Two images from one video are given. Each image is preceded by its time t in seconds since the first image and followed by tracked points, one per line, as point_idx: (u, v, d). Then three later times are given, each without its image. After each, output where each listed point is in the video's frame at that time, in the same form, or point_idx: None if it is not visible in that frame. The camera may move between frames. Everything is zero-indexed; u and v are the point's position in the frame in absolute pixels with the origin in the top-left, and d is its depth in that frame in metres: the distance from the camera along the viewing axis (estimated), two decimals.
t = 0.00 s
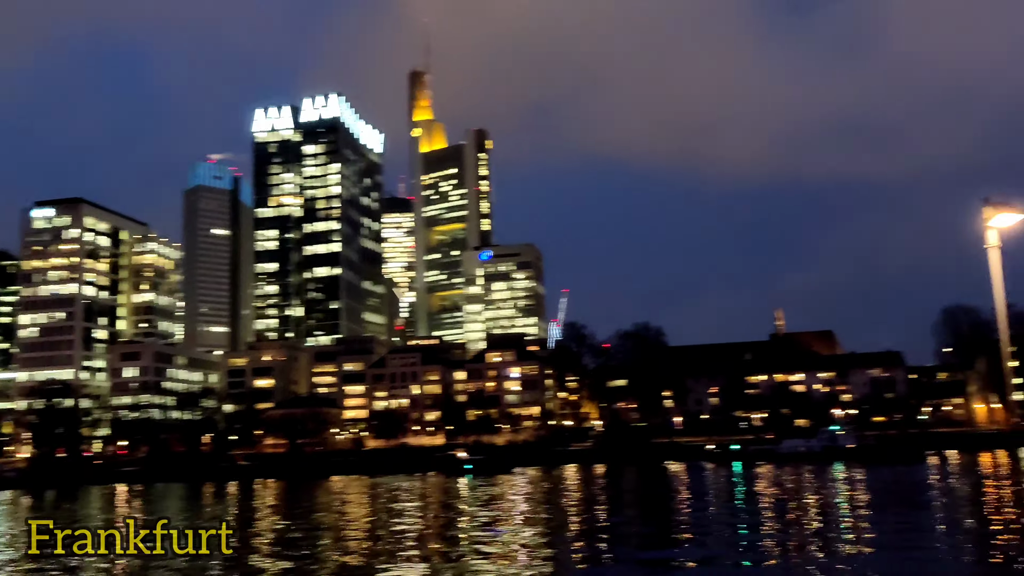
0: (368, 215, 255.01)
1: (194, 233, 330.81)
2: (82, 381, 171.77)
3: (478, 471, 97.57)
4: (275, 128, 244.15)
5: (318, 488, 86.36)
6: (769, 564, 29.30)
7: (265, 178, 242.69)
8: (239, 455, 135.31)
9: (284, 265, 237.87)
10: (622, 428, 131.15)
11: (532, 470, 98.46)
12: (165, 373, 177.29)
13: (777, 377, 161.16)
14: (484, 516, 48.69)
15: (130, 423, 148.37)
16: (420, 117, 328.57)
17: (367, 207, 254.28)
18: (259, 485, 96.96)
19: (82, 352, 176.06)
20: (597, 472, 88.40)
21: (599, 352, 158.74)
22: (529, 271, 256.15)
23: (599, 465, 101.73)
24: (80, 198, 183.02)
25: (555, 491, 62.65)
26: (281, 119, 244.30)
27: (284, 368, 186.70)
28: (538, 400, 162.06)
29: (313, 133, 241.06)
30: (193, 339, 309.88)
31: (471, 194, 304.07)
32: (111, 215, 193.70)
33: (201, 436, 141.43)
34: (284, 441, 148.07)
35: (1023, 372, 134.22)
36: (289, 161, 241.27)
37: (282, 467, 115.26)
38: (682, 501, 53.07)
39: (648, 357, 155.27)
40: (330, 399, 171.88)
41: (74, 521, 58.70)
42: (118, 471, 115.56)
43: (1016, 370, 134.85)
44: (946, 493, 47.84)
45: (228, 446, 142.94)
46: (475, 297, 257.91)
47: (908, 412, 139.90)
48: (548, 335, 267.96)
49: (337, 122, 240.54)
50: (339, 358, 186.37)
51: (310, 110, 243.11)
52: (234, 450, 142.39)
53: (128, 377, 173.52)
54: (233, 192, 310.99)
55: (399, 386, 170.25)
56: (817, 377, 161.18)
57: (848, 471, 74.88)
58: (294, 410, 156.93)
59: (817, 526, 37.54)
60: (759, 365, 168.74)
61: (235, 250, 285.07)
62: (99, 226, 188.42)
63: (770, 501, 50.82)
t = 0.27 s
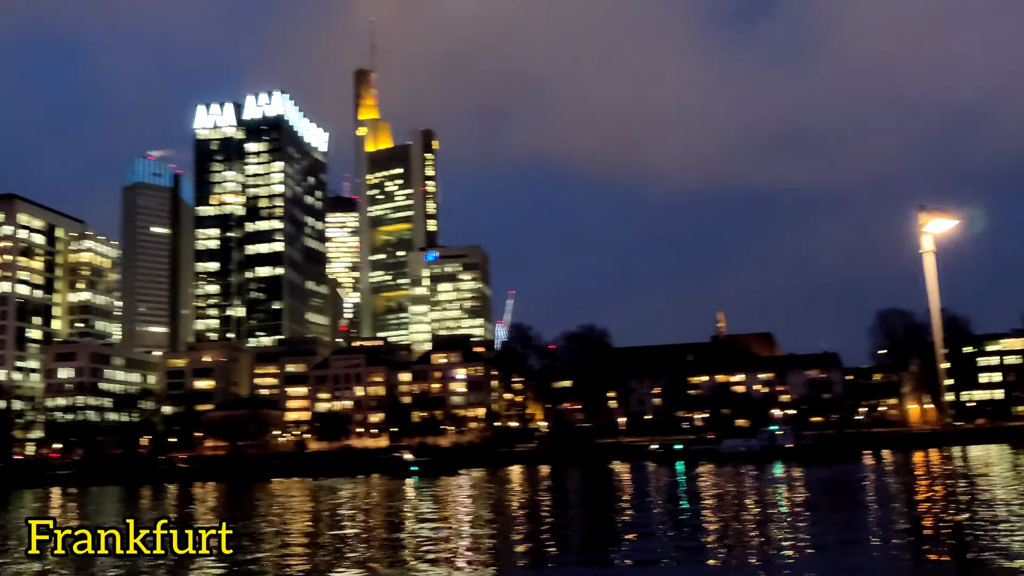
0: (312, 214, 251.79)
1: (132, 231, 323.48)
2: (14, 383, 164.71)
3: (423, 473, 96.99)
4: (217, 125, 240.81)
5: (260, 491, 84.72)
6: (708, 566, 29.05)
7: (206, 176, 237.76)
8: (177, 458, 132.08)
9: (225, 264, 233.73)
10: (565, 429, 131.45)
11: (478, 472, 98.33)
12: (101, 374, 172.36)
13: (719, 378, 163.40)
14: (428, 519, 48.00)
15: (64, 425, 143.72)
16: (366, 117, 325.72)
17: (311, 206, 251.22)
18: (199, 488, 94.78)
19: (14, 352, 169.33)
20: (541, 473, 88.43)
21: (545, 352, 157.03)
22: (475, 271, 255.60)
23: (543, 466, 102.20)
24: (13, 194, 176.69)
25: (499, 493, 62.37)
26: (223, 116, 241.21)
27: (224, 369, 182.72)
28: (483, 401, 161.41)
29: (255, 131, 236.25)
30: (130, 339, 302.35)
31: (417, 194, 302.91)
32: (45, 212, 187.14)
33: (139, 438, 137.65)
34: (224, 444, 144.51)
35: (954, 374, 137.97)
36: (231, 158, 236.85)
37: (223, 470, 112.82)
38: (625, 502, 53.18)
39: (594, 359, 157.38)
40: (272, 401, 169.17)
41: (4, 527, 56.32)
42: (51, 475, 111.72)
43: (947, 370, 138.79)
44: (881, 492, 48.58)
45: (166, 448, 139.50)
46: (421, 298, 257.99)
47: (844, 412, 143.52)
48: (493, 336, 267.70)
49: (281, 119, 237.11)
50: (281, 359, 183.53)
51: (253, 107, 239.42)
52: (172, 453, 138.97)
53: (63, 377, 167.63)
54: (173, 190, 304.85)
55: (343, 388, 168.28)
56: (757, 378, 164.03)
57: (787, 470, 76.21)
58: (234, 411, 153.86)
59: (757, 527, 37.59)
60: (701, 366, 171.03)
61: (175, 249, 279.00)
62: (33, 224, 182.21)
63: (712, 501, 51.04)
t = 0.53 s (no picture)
0: (262, 212, 248.32)
1: (77, 226, 316.27)
2: None
3: (375, 475, 96.37)
4: (165, 120, 235.57)
5: (207, 493, 83.43)
6: (656, 565, 29.56)
7: (154, 172, 232.84)
8: (121, 459, 129.17)
9: (173, 262, 228.35)
10: (517, 429, 131.46)
11: (431, 473, 98.24)
12: (43, 373, 167.90)
13: (669, 380, 165.19)
14: (379, 521, 47.89)
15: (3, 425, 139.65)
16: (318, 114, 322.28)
17: (261, 204, 247.71)
18: (143, 490, 92.94)
19: None
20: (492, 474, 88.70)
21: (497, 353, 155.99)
22: (427, 272, 254.54)
23: (494, 467, 102.56)
24: None
25: (450, 494, 62.37)
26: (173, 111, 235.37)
27: (170, 369, 179.01)
28: (434, 402, 160.05)
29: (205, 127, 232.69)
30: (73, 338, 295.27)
31: (369, 193, 298.52)
32: None
33: (81, 438, 134.31)
34: (170, 444, 141.72)
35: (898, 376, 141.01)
36: (179, 155, 232.47)
37: (169, 471, 110.67)
38: (575, 503, 53.59)
39: (546, 360, 157.24)
40: (219, 401, 166.58)
41: None
42: None
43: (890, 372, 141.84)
44: (826, 493, 49.57)
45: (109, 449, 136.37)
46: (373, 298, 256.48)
47: (790, 413, 146.27)
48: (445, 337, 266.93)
49: (232, 116, 233.33)
50: (229, 358, 180.74)
51: (202, 103, 235.33)
52: (115, 454, 135.92)
53: (3, 377, 162.37)
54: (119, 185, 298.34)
55: (292, 389, 166.18)
56: (706, 379, 165.88)
57: (734, 471, 77.50)
58: (180, 412, 150.95)
59: (703, 528, 38.26)
60: (651, 368, 172.80)
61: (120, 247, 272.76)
62: None
63: (662, 502, 51.63)
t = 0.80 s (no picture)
0: (216, 209, 244.88)
1: (25, 220, 309.56)
2: None
3: (330, 475, 95.79)
4: (119, 114, 230.87)
5: (158, 493, 82.10)
6: (608, 564, 30.04)
7: (106, 166, 228.00)
8: (68, 459, 126.42)
9: (124, 258, 224.05)
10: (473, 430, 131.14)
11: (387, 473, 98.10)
12: None
13: (624, 382, 166.55)
14: (334, 521, 47.82)
15: None
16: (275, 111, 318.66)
17: (216, 201, 244.25)
18: (92, 490, 91.17)
19: None
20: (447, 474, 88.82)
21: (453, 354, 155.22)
22: (384, 271, 253.24)
23: (450, 468, 102.74)
24: None
25: (405, 495, 62.35)
26: (126, 105, 231.44)
27: (120, 367, 175.54)
28: (389, 403, 160.28)
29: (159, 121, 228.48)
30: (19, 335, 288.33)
31: (326, 190, 294.31)
32: None
33: (27, 438, 131.15)
34: (119, 444, 138.77)
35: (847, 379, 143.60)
36: (132, 149, 228.05)
37: (119, 471, 108.58)
38: (530, 503, 53.94)
39: (502, 361, 157.32)
40: (170, 400, 163.95)
41: None
42: None
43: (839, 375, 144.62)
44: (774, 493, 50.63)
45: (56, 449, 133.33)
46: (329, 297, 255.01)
47: (743, 415, 148.53)
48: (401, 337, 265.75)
49: (187, 110, 229.70)
50: (182, 357, 177.92)
51: (157, 97, 231.42)
52: (62, 453, 132.95)
53: None
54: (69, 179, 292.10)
55: (245, 388, 163.99)
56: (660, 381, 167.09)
57: (686, 472, 78.55)
58: (130, 411, 148.07)
59: (654, 528, 38.83)
60: (606, 370, 174.04)
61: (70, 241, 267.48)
62: None
63: (616, 503, 52.18)
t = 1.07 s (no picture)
0: (174, 206, 241.16)
1: None
2: None
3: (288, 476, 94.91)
4: (75, 108, 225.35)
5: (112, 494, 80.75)
6: (566, 565, 30.29)
7: (60, 161, 223.00)
8: (19, 458, 123.61)
9: (79, 254, 219.64)
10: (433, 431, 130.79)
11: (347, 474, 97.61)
12: None
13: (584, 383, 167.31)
14: (291, 522, 47.47)
15: None
16: (235, 108, 315.03)
17: (173, 197, 240.53)
18: (44, 490, 89.37)
19: None
20: (406, 475, 88.57)
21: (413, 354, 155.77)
22: (344, 271, 251.62)
23: (409, 468, 102.54)
24: None
25: (365, 495, 62.11)
26: (83, 99, 225.70)
27: (74, 366, 172.08)
28: (349, 404, 159.60)
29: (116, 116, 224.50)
30: None
31: (286, 189, 291.58)
32: None
33: None
34: (72, 444, 135.52)
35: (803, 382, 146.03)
36: (89, 144, 223.46)
37: (71, 471, 106.44)
38: (491, 505, 53.99)
39: (463, 362, 157.08)
40: (124, 400, 161.19)
41: None
42: None
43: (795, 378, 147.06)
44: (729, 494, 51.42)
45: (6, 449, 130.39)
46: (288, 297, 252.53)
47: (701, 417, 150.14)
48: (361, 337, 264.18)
49: (145, 105, 225.86)
50: (137, 356, 174.98)
51: (115, 92, 227.27)
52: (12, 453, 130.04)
53: None
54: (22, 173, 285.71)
55: (202, 388, 161.74)
56: (620, 384, 167.55)
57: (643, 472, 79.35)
58: (84, 410, 145.18)
59: (612, 530, 39.12)
60: (567, 371, 174.76)
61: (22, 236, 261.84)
62: None
63: (576, 504, 52.50)
